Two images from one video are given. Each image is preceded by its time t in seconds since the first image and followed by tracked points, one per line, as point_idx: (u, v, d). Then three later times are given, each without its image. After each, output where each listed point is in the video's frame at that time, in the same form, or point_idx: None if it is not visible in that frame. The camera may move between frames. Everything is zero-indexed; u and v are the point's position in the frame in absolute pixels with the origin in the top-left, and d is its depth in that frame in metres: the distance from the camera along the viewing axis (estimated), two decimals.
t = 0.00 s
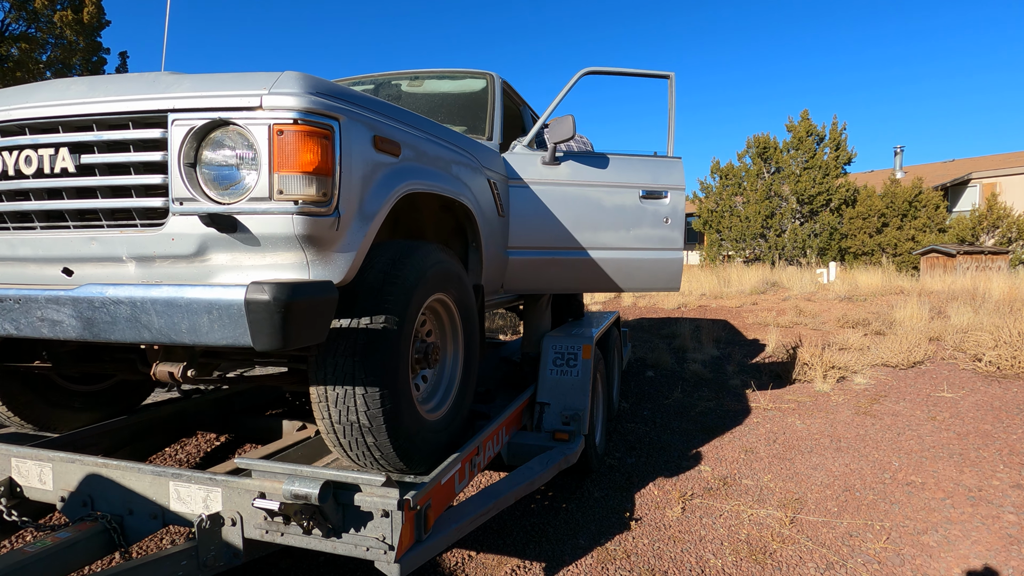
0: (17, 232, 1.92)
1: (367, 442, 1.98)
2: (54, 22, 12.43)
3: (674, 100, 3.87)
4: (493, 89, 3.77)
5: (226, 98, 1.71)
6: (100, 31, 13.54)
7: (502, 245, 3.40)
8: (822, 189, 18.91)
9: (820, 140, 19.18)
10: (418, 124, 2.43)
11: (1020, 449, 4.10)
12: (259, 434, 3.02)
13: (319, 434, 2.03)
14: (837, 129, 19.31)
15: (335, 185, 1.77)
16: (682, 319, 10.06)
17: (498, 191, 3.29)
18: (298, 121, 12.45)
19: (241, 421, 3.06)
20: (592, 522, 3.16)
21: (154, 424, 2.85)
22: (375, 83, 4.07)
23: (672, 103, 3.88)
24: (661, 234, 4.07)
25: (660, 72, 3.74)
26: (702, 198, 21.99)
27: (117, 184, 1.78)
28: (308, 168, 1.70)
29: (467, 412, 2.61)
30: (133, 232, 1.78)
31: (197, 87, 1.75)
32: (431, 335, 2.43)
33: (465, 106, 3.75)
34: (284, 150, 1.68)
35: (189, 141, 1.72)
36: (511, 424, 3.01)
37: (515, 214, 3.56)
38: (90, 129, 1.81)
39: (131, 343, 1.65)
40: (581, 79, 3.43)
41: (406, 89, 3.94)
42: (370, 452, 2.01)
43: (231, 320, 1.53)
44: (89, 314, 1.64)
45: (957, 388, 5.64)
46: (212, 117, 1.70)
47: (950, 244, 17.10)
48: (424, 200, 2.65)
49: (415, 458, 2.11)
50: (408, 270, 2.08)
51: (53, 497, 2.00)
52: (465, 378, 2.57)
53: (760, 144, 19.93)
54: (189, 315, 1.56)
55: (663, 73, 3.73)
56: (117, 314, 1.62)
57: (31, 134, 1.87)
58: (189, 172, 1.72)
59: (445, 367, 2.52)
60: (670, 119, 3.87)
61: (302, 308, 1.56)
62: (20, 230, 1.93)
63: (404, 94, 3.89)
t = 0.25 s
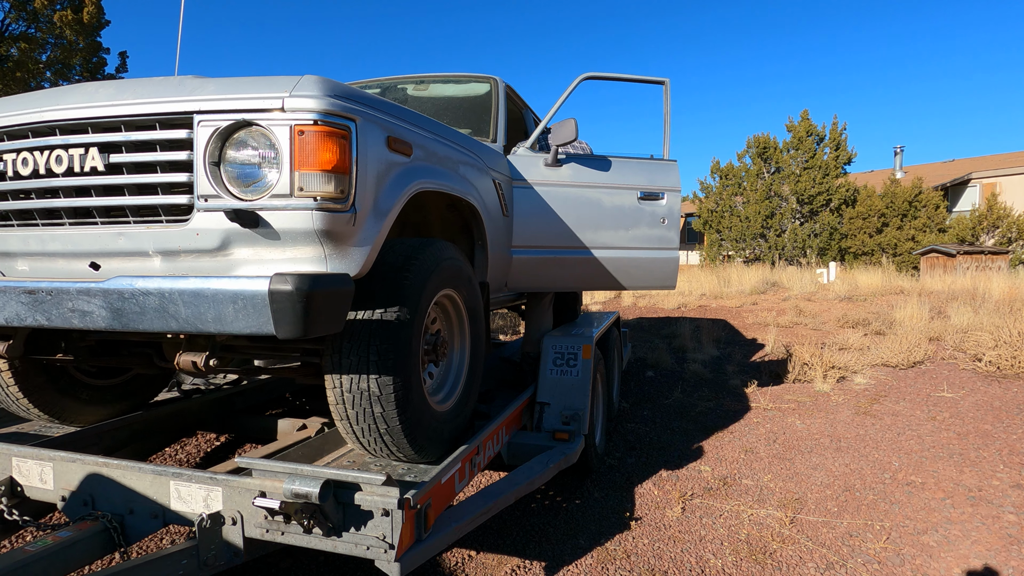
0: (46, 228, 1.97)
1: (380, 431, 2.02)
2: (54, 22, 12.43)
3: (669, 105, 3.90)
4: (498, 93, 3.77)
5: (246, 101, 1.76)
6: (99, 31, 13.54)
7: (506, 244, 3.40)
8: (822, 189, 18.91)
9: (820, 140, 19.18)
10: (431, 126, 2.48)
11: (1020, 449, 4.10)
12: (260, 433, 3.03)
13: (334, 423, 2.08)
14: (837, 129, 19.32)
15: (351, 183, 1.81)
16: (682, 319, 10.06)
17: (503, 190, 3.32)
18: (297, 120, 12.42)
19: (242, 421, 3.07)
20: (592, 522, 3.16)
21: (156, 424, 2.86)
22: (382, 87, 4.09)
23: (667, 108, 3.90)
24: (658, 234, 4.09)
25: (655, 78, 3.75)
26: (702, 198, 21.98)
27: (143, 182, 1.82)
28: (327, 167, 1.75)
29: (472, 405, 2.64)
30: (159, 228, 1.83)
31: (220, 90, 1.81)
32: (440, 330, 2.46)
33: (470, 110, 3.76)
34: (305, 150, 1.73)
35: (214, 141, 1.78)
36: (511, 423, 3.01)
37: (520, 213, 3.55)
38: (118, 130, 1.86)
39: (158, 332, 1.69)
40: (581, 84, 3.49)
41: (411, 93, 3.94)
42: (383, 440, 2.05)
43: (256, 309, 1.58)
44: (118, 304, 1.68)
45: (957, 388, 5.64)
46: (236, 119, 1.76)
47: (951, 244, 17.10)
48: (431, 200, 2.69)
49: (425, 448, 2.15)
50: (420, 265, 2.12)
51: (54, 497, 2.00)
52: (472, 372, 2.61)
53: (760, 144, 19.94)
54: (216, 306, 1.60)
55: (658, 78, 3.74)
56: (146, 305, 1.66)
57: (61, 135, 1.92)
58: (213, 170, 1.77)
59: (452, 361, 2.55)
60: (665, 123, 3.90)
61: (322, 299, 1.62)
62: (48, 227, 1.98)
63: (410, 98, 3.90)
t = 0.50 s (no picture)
0: (64, 228, 2.00)
1: (390, 425, 2.07)
2: (54, 22, 12.43)
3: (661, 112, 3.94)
4: (500, 94, 3.77)
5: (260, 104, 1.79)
6: (99, 31, 13.54)
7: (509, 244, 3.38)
8: (822, 189, 18.91)
9: (820, 140, 19.18)
10: (439, 128, 2.51)
11: (1020, 449, 4.10)
12: (260, 433, 3.03)
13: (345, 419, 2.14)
14: (837, 129, 19.32)
15: (363, 184, 1.85)
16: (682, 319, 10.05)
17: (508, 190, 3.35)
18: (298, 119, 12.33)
19: (242, 421, 3.07)
20: (592, 522, 3.16)
21: (157, 423, 2.86)
22: (386, 89, 4.09)
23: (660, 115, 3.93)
24: (653, 234, 4.12)
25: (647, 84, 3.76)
26: (702, 198, 21.98)
27: (160, 184, 1.84)
28: (340, 170, 1.78)
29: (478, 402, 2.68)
30: (175, 229, 1.85)
31: (236, 94, 1.83)
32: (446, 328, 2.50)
33: (474, 111, 3.77)
34: (319, 153, 1.76)
35: (230, 144, 1.80)
36: (511, 424, 3.01)
37: (522, 213, 3.53)
38: (136, 133, 1.88)
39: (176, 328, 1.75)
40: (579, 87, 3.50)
41: (416, 95, 3.95)
42: (391, 434, 2.11)
43: (272, 307, 1.64)
44: (138, 302, 1.73)
45: (957, 388, 5.64)
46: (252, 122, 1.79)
47: (951, 244, 17.11)
48: (438, 200, 2.73)
49: (433, 442, 2.20)
50: (427, 264, 2.16)
51: (54, 497, 2.00)
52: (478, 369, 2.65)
53: (760, 144, 19.94)
54: (232, 304, 1.66)
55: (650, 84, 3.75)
56: (164, 303, 1.71)
57: (80, 138, 1.93)
58: (229, 172, 1.80)
59: (458, 359, 2.58)
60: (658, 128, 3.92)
61: (335, 297, 1.67)
62: (67, 227, 2.00)
63: (414, 99, 3.92)
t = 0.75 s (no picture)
0: (77, 228, 2.01)
1: (395, 423, 2.10)
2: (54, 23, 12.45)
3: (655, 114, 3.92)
4: (502, 96, 3.77)
5: (267, 108, 1.80)
6: (99, 32, 13.55)
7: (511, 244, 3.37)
8: (822, 189, 18.91)
9: (820, 140, 19.18)
10: (443, 131, 2.53)
11: (1020, 449, 4.10)
12: (260, 434, 3.03)
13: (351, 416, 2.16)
14: (837, 129, 19.32)
15: (370, 186, 1.86)
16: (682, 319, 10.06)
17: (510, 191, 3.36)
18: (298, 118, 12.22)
19: (242, 421, 3.06)
20: (592, 522, 3.16)
21: (157, 423, 2.86)
22: (389, 91, 4.10)
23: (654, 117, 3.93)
24: (650, 235, 4.13)
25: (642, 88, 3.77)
26: (702, 198, 21.97)
27: (171, 185, 1.85)
28: (348, 172, 1.79)
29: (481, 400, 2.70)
30: (186, 229, 1.86)
31: (246, 97, 1.84)
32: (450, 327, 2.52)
33: (476, 113, 3.77)
34: (327, 156, 1.77)
35: (240, 146, 1.81)
36: (511, 424, 3.01)
37: (524, 214, 3.51)
38: (148, 135, 1.90)
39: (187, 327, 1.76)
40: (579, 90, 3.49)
41: (419, 97, 3.96)
42: (396, 432, 2.13)
43: (281, 305, 1.65)
44: (150, 300, 1.74)
45: (957, 388, 5.64)
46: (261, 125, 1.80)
47: (951, 244, 17.11)
48: (441, 202, 2.74)
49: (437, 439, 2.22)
50: (432, 264, 2.18)
51: (54, 497, 2.00)
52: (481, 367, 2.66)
53: (760, 144, 19.93)
54: (243, 303, 1.67)
55: (645, 88, 3.75)
56: (176, 301, 1.72)
57: (92, 140, 1.94)
58: (239, 174, 1.81)
59: (462, 357, 2.60)
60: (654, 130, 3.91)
61: (343, 296, 1.69)
62: (80, 227, 2.02)
63: (417, 101, 3.92)
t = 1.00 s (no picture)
0: (92, 230, 2.04)
1: (403, 419, 2.14)
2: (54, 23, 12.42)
3: (659, 114, 3.93)
4: (505, 99, 3.77)
5: (279, 113, 1.82)
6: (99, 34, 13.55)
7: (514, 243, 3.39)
8: (822, 189, 18.91)
9: (820, 140, 19.18)
10: (450, 135, 2.55)
11: (1020, 449, 4.10)
12: (260, 434, 3.04)
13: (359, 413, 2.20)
14: (836, 129, 19.32)
15: (379, 189, 1.89)
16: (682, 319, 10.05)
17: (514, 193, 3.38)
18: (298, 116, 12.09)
19: (242, 421, 3.06)
20: (591, 522, 3.16)
21: (157, 423, 2.85)
22: (393, 93, 4.11)
23: (659, 118, 3.93)
24: (652, 236, 4.12)
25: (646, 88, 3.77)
26: (702, 198, 21.97)
27: (185, 188, 1.89)
28: (359, 176, 1.81)
29: (485, 397, 2.75)
30: (200, 231, 1.89)
31: (258, 103, 1.86)
32: (455, 326, 2.56)
33: (479, 115, 3.77)
34: (337, 160, 1.80)
35: (253, 151, 1.84)
36: (511, 424, 3.01)
37: (526, 215, 3.52)
38: (162, 140, 1.92)
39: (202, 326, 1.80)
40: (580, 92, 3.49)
41: (422, 99, 3.96)
42: (403, 427, 2.17)
43: (294, 306, 1.69)
44: (166, 301, 1.78)
45: (957, 388, 5.64)
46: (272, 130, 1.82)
47: (951, 244, 17.11)
48: (447, 206, 2.77)
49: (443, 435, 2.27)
50: (439, 265, 2.22)
51: (53, 497, 2.00)
52: (484, 366, 2.71)
53: (760, 144, 19.94)
54: (256, 303, 1.71)
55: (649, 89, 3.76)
56: (191, 302, 1.76)
57: (107, 144, 1.98)
58: (252, 177, 1.84)
59: (466, 355, 2.65)
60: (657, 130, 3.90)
61: (354, 296, 1.73)
62: (94, 229, 2.05)
63: (421, 103, 3.92)
